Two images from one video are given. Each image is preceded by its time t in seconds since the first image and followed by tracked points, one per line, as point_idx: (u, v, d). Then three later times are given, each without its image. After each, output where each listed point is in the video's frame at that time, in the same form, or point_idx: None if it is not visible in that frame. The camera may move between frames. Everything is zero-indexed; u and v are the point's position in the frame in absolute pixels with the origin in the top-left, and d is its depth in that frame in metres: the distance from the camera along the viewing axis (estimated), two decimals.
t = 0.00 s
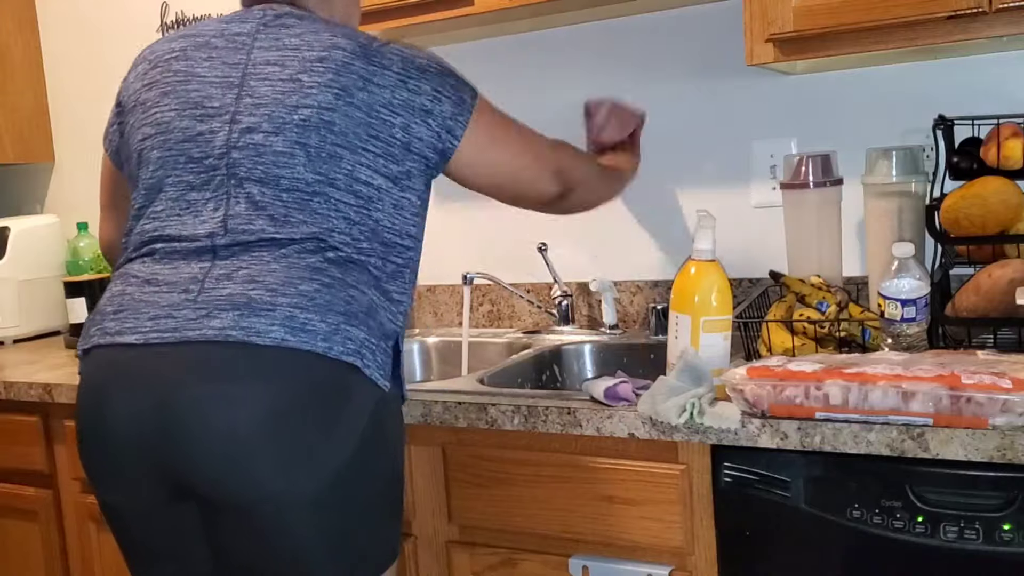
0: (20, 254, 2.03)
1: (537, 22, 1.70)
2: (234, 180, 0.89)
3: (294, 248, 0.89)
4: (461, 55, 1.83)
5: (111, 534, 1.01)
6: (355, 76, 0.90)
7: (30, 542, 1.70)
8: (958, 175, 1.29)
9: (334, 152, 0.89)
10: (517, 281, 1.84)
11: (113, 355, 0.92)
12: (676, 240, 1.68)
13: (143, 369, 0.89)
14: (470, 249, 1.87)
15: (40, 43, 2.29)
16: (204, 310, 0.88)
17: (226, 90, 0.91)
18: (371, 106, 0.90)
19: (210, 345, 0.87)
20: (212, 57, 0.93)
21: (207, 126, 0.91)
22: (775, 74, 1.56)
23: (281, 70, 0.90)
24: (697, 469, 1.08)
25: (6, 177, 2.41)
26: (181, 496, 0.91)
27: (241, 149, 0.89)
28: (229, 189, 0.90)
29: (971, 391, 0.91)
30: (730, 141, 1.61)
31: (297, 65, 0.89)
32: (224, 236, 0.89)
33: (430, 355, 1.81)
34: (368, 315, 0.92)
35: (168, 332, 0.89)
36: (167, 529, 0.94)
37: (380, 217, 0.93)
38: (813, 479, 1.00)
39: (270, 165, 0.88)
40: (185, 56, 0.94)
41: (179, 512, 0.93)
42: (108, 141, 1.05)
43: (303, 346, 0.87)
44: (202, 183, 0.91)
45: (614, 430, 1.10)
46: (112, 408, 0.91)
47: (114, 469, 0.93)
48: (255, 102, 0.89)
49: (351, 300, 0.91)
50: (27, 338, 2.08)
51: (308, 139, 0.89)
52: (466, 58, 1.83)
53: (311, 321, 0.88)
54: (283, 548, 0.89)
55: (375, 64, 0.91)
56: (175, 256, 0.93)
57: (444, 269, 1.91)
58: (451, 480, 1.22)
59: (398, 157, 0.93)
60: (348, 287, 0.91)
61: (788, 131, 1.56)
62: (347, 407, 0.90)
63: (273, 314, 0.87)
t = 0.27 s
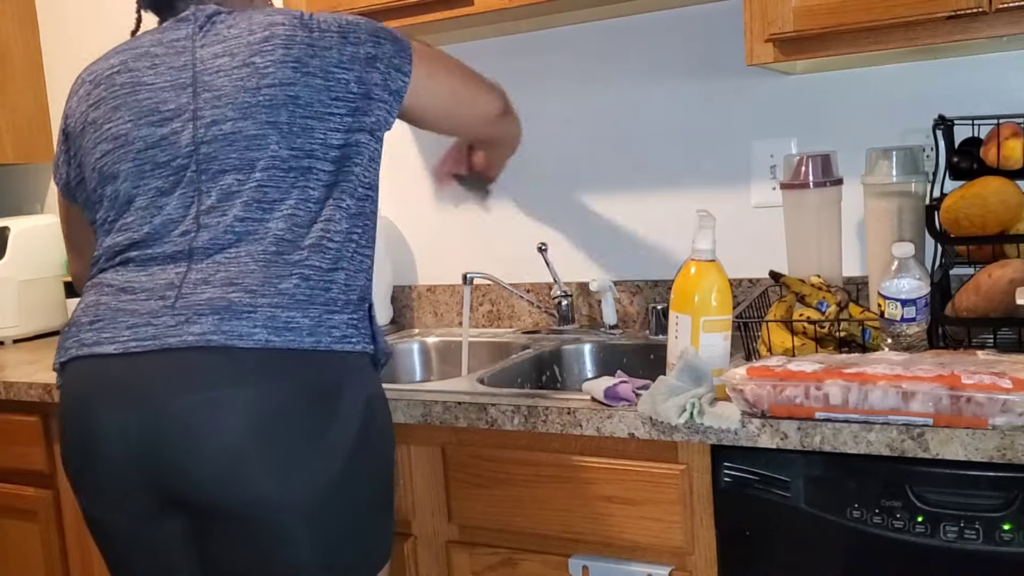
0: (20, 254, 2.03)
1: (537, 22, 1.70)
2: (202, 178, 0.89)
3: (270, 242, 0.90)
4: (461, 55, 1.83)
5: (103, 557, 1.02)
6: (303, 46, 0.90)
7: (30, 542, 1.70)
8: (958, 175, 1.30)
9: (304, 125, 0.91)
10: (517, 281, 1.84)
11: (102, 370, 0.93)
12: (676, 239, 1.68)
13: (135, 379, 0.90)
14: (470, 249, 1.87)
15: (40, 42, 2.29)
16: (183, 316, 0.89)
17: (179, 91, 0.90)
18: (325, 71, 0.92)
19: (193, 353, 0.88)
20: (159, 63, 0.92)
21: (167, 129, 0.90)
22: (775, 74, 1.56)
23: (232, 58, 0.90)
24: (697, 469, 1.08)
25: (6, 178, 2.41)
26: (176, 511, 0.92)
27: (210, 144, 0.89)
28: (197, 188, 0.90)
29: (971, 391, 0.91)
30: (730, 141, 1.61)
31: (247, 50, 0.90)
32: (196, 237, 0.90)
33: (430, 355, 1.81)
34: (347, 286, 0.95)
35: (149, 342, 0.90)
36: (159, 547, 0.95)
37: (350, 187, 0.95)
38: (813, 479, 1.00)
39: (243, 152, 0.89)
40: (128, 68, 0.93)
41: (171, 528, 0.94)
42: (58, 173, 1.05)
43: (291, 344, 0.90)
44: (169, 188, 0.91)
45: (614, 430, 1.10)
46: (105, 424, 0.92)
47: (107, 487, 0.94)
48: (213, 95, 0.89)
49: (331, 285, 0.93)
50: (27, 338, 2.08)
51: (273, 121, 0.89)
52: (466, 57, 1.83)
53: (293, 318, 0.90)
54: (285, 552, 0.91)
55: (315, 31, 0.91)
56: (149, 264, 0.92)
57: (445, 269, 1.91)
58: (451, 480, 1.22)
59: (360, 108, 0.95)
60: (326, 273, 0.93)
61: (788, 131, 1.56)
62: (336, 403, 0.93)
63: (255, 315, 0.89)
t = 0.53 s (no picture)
0: (20, 254, 2.03)
1: (536, 22, 1.71)
2: (224, 174, 0.90)
3: (280, 240, 0.89)
4: (461, 55, 1.83)
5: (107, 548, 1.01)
6: (343, 61, 0.92)
7: (30, 542, 1.70)
8: (957, 175, 1.30)
9: (328, 135, 0.91)
10: (517, 281, 1.84)
11: (106, 361, 0.92)
12: (676, 239, 1.68)
13: (137, 370, 0.89)
14: (470, 249, 1.87)
15: (40, 42, 2.29)
16: (188, 310, 0.88)
17: (212, 88, 0.92)
18: (359, 89, 0.92)
19: (198, 346, 0.87)
20: (198, 59, 0.94)
21: (195, 124, 0.91)
22: (774, 74, 1.56)
23: (271, 62, 0.91)
24: (697, 469, 1.08)
25: (6, 177, 2.41)
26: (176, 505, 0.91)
27: (234, 141, 0.90)
28: (217, 183, 0.90)
29: (971, 391, 0.91)
30: (730, 141, 1.61)
31: (285, 57, 0.91)
32: (212, 231, 0.90)
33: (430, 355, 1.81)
34: (355, 298, 0.93)
35: (154, 335, 0.89)
36: (161, 538, 0.94)
37: (369, 199, 0.94)
38: (813, 479, 1.00)
39: (264, 152, 0.89)
40: (169, 61, 0.95)
41: (173, 520, 0.93)
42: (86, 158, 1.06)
43: (293, 339, 0.88)
44: (190, 182, 0.91)
45: (614, 430, 1.10)
46: (107, 416, 0.91)
47: (109, 477, 0.94)
48: (245, 95, 0.90)
49: (337, 289, 0.91)
50: (27, 338, 2.08)
51: (300, 125, 0.90)
52: (466, 58, 1.83)
53: (298, 314, 0.88)
54: (281, 553, 0.89)
55: (359, 50, 0.93)
56: (163, 256, 0.92)
57: (445, 269, 1.91)
58: (451, 480, 1.22)
59: (392, 138, 0.95)
60: (333, 276, 0.91)
61: (787, 131, 1.56)
62: (339, 406, 0.91)
63: (260, 309, 0.87)
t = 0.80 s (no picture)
0: (20, 254, 2.03)
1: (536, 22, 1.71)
2: (244, 165, 0.92)
3: (302, 225, 0.93)
4: (461, 55, 1.83)
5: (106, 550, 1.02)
6: (360, 65, 0.96)
7: (30, 542, 1.70)
8: (957, 175, 1.30)
9: (348, 129, 0.95)
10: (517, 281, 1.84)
11: (116, 358, 0.93)
12: (676, 240, 1.68)
13: (150, 366, 0.90)
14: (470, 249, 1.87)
15: (40, 42, 2.29)
16: (210, 292, 0.89)
17: (229, 86, 0.93)
18: (375, 92, 0.97)
19: (219, 331, 0.89)
20: (212, 60, 0.95)
21: (212, 119, 0.92)
22: (774, 74, 1.56)
23: (286, 65, 0.94)
24: (697, 469, 1.08)
25: (6, 177, 2.41)
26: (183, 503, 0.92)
27: (255, 133, 0.92)
28: (236, 175, 0.92)
29: (971, 391, 0.91)
30: (730, 141, 1.61)
31: (298, 62, 0.94)
32: (231, 219, 0.91)
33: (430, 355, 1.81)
34: (369, 279, 0.98)
35: (173, 321, 0.90)
36: (163, 538, 0.95)
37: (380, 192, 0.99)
38: (813, 479, 1.00)
39: (286, 143, 0.92)
40: (179, 63, 0.95)
41: (176, 523, 0.94)
42: (86, 161, 1.05)
43: (320, 313, 0.92)
44: (205, 174, 0.92)
45: (614, 430, 1.10)
46: (117, 414, 0.92)
47: (115, 477, 0.94)
48: (265, 92, 0.93)
49: (354, 270, 0.96)
50: (27, 339, 2.08)
51: (324, 119, 0.94)
52: (465, 57, 1.83)
53: (323, 290, 0.92)
54: (292, 547, 0.91)
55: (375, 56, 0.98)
56: (177, 244, 0.93)
57: (445, 269, 1.91)
58: (451, 480, 1.22)
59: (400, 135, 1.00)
60: (350, 258, 0.96)
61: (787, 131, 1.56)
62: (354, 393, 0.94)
63: (285, 287, 0.90)
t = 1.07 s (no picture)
0: (20, 254, 2.03)
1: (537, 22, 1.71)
2: (162, 176, 0.93)
3: (224, 238, 0.94)
4: (461, 55, 1.83)
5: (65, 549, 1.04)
6: (287, 77, 0.97)
7: (30, 542, 1.70)
8: (957, 175, 1.30)
9: (267, 143, 0.96)
10: (517, 281, 1.84)
11: (49, 363, 0.95)
12: (676, 240, 1.68)
13: (81, 369, 0.92)
14: (470, 249, 1.87)
15: (40, 42, 2.29)
16: (130, 306, 0.91)
17: (152, 93, 0.95)
18: (302, 103, 0.98)
19: (137, 341, 0.90)
20: (139, 65, 0.97)
21: (135, 129, 0.94)
22: (775, 74, 1.56)
23: (212, 71, 0.95)
24: (697, 469, 1.08)
25: (5, 177, 2.41)
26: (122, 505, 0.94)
27: (172, 145, 0.93)
28: (156, 185, 0.94)
29: (971, 390, 0.91)
30: (730, 141, 1.61)
31: (228, 67, 0.96)
32: (150, 232, 0.93)
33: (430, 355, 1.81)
34: (296, 294, 0.98)
35: (98, 334, 0.92)
36: (111, 538, 0.97)
37: (306, 206, 1.00)
38: (813, 478, 1.00)
39: (202, 156, 0.94)
40: (109, 71, 0.98)
41: (126, 522, 0.96)
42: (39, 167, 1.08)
43: (238, 326, 0.92)
44: (128, 183, 0.94)
45: (614, 430, 1.10)
46: (52, 419, 0.94)
47: (59, 478, 0.97)
48: (185, 101, 0.94)
49: (278, 282, 0.96)
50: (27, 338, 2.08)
51: (241, 132, 0.95)
52: (465, 57, 1.82)
53: (241, 302, 0.93)
54: (226, 548, 0.92)
55: (306, 69, 0.99)
56: (104, 259, 0.96)
57: (445, 269, 1.91)
58: (451, 480, 1.22)
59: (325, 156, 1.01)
60: (272, 270, 0.96)
61: (788, 131, 1.56)
62: (284, 403, 0.93)
63: (202, 300, 0.91)
